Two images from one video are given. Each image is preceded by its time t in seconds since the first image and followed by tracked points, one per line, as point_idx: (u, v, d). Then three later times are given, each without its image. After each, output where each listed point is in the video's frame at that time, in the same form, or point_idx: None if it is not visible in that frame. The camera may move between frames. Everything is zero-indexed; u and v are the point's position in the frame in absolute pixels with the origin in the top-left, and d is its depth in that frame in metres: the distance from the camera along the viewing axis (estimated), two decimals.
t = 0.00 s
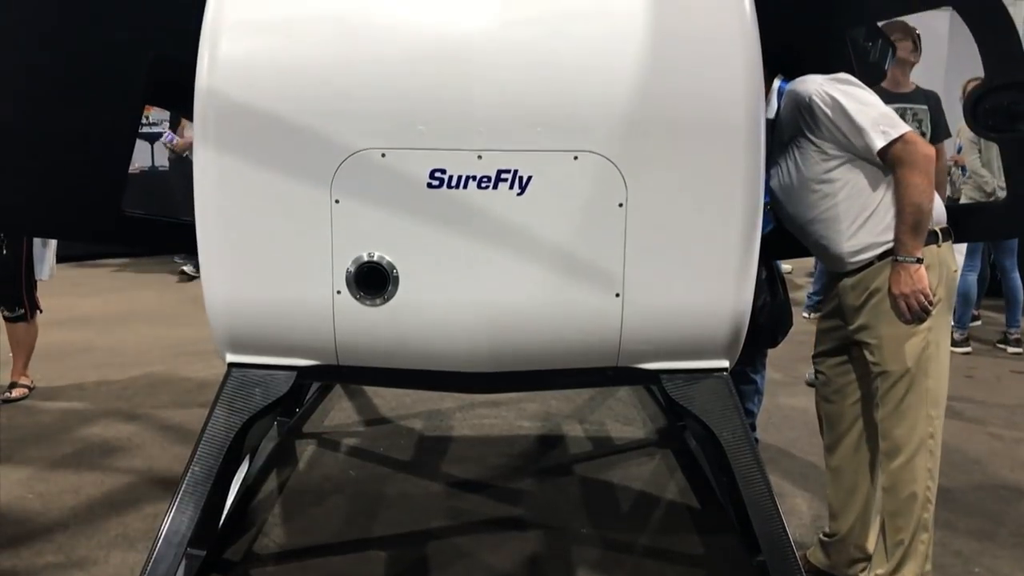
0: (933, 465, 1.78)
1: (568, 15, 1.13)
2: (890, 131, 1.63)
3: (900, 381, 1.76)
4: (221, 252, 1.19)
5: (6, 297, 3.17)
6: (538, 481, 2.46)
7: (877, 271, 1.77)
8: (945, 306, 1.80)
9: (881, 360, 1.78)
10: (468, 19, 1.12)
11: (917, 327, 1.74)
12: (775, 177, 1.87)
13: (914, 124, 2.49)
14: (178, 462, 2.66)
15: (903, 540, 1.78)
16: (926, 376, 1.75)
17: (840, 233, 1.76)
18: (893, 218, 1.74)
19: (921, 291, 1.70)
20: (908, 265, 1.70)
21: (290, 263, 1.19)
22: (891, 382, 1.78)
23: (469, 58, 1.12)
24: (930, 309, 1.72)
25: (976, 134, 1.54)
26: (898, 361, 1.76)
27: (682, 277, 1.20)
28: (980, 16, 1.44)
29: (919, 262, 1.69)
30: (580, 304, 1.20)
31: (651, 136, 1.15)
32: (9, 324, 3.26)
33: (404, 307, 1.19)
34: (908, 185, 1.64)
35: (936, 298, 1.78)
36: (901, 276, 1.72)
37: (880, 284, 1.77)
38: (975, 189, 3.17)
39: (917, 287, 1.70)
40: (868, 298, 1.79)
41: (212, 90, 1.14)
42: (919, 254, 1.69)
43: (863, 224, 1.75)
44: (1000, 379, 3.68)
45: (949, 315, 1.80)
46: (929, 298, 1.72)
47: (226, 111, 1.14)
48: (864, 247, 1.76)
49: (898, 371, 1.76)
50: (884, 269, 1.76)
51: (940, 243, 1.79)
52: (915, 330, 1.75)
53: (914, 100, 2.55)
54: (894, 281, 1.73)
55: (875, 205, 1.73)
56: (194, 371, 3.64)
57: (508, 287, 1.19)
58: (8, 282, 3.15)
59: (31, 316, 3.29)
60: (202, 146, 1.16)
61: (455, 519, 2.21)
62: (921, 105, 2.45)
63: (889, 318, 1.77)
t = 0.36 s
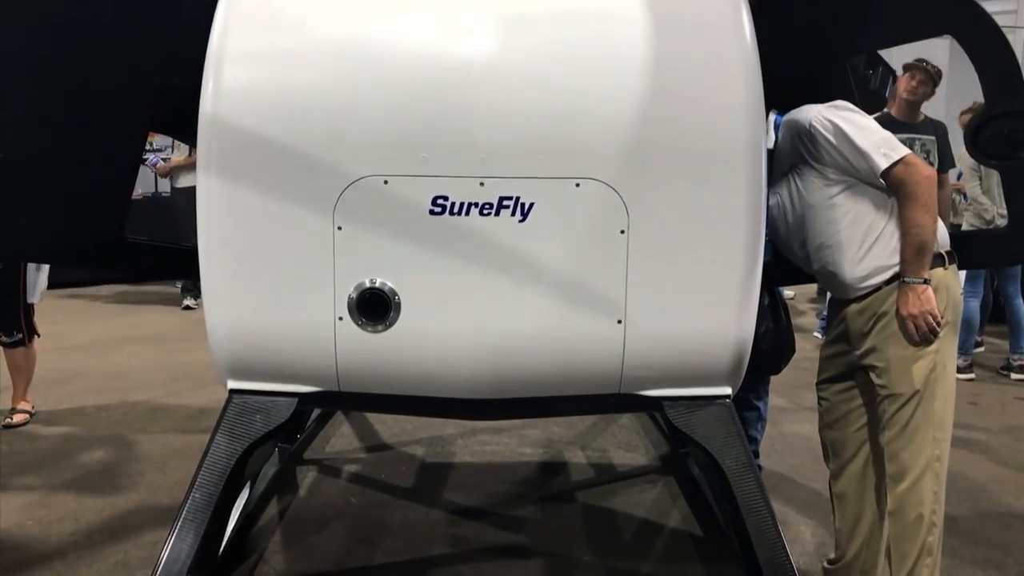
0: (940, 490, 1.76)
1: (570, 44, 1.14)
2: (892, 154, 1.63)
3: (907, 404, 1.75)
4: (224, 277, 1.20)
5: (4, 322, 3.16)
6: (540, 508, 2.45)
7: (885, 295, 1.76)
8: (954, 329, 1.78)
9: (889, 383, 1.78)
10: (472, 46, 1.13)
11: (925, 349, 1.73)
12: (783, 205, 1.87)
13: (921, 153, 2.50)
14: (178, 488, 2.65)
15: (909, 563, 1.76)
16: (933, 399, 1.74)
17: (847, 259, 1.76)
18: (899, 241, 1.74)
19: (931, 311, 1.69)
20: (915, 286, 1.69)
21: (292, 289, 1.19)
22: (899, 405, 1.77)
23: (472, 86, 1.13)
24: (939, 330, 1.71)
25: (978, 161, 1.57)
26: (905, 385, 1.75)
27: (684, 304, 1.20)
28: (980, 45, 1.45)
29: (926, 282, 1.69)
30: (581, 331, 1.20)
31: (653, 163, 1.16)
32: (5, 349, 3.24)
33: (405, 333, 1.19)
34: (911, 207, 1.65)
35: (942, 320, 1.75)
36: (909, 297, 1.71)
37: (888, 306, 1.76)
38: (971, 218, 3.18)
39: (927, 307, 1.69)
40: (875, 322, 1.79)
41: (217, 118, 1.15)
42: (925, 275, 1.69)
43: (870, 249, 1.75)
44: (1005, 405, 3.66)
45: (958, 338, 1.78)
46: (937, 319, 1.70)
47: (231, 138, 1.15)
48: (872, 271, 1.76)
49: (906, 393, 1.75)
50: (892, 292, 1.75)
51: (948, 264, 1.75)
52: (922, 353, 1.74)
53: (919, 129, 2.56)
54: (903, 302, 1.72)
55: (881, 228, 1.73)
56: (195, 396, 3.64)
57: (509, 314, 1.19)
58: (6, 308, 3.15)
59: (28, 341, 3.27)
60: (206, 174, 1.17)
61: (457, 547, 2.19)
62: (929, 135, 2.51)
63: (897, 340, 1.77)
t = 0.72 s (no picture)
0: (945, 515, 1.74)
1: (570, 71, 1.15)
2: (892, 178, 1.64)
3: (913, 428, 1.75)
4: (224, 301, 1.20)
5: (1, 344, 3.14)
6: (541, 533, 2.43)
7: (889, 319, 1.76)
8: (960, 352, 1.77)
9: (895, 407, 1.77)
10: (473, 72, 1.14)
11: (931, 372, 1.73)
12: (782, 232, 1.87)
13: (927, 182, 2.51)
14: (177, 512, 2.63)
15: None
16: (939, 423, 1.74)
17: (852, 285, 1.76)
18: (900, 266, 1.75)
19: (936, 333, 1.69)
20: (920, 309, 1.69)
21: (293, 312, 1.19)
22: (905, 429, 1.76)
23: (473, 111, 1.14)
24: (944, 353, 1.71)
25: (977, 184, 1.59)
26: (913, 408, 1.75)
27: (684, 328, 1.20)
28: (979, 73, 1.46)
29: (930, 305, 1.69)
30: (582, 354, 1.20)
31: (652, 189, 1.16)
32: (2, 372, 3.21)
33: (405, 357, 1.19)
34: (913, 231, 1.65)
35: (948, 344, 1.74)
36: (914, 319, 1.71)
37: (893, 331, 1.76)
38: (972, 242, 3.21)
39: (932, 329, 1.69)
40: (880, 346, 1.79)
41: (218, 143, 1.16)
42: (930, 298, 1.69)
43: (874, 274, 1.75)
44: (1007, 430, 3.65)
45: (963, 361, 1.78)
46: (943, 342, 1.70)
47: (232, 163, 1.16)
48: (877, 296, 1.76)
49: (912, 417, 1.75)
50: (896, 317, 1.76)
51: (950, 288, 1.76)
52: (927, 377, 1.74)
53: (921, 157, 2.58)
54: (907, 326, 1.72)
55: (882, 254, 1.74)
56: (194, 420, 3.62)
57: (510, 338, 1.19)
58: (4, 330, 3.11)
59: (26, 363, 3.24)
60: (207, 199, 1.18)
61: (457, 572, 2.17)
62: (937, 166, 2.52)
63: (902, 364, 1.77)
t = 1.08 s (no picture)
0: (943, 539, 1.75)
1: (569, 96, 1.16)
2: (884, 204, 1.64)
3: (912, 452, 1.75)
4: (223, 325, 1.20)
5: None
6: (540, 558, 2.41)
7: (885, 344, 1.78)
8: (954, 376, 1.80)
9: (893, 432, 1.78)
10: (473, 98, 1.15)
11: (928, 396, 1.75)
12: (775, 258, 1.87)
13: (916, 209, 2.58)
14: (174, 537, 2.61)
15: None
16: (936, 447, 1.75)
17: (846, 310, 1.77)
18: (895, 289, 1.76)
19: (932, 357, 1.71)
20: (916, 333, 1.71)
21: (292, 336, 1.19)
22: (903, 453, 1.77)
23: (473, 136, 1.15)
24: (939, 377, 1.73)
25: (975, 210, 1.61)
26: (910, 433, 1.76)
27: (682, 353, 1.20)
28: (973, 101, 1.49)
29: (925, 330, 1.71)
30: (581, 379, 1.20)
31: (649, 213, 1.17)
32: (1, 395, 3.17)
33: (404, 381, 1.20)
34: (906, 257, 1.66)
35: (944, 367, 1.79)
36: (909, 344, 1.73)
37: (889, 355, 1.78)
38: (970, 266, 3.23)
39: (928, 353, 1.71)
40: (876, 371, 1.80)
41: (219, 168, 1.17)
42: (925, 323, 1.70)
43: (868, 299, 1.76)
44: (1007, 454, 3.64)
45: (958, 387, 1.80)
46: (938, 366, 1.73)
47: (231, 188, 1.17)
48: (871, 320, 1.77)
49: (910, 441, 1.76)
50: (891, 343, 1.77)
51: (945, 312, 1.79)
52: (924, 401, 1.75)
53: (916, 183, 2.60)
54: (903, 350, 1.74)
55: (876, 278, 1.75)
56: (192, 443, 3.61)
57: (509, 363, 1.19)
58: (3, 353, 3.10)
59: (23, 388, 3.20)
60: (207, 223, 1.19)
61: None
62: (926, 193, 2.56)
63: (898, 389, 1.78)
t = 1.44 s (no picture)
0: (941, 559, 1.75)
1: (569, 118, 1.17)
2: (876, 225, 1.68)
3: (908, 473, 1.76)
4: (222, 346, 1.20)
5: None
6: None
7: (880, 364, 1.78)
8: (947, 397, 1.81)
9: (888, 453, 1.78)
10: (474, 119, 1.16)
11: (922, 417, 1.76)
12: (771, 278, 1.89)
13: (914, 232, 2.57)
14: (170, 559, 2.58)
15: None
16: (932, 467, 1.75)
17: (839, 331, 1.78)
18: (887, 310, 1.77)
19: (924, 378, 1.73)
20: (910, 353, 1.72)
21: (291, 357, 1.19)
22: (899, 474, 1.77)
23: (474, 156, 1.16)
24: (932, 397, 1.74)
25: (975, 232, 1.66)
26: (906, 454, 1.76)
27: (681, 373, 1.21)
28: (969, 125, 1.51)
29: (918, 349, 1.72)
30: (580, 400, 1.20)
31: (650, 234, 1.18)
32: None
33: (403, 402, 1.19)
34: (898, 279, 1.69)
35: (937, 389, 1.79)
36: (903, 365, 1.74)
37: (883, 376, 1.78)
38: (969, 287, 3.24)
39: (921, 373, 1.73)
40: (870, 392, 1.80)
41: (219, 190, 1.17)
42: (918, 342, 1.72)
43: (861, 319, 1.78)
44: (1006, 476, 3.63)
45: (951, 408, 1.82)
46: (931, 386, 1.74)
47: (231, 210, 1.17)
48: (864, 341, 1.78)
49: (905, 462, 1.76)
50: (885, 364, 1.78)
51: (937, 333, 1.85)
52: (918, 422, 1.76)
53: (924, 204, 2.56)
54: (897, 371, 1.75)
55: (868, 299, 1.77)
56: (189, 464, 3.59)
57: (509, 384, 1.19)
58: None
59: (20, 408, 3.16)
60: (206, 242, 1.19)
61: None
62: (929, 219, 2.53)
63: (893, 410, 1.78)
